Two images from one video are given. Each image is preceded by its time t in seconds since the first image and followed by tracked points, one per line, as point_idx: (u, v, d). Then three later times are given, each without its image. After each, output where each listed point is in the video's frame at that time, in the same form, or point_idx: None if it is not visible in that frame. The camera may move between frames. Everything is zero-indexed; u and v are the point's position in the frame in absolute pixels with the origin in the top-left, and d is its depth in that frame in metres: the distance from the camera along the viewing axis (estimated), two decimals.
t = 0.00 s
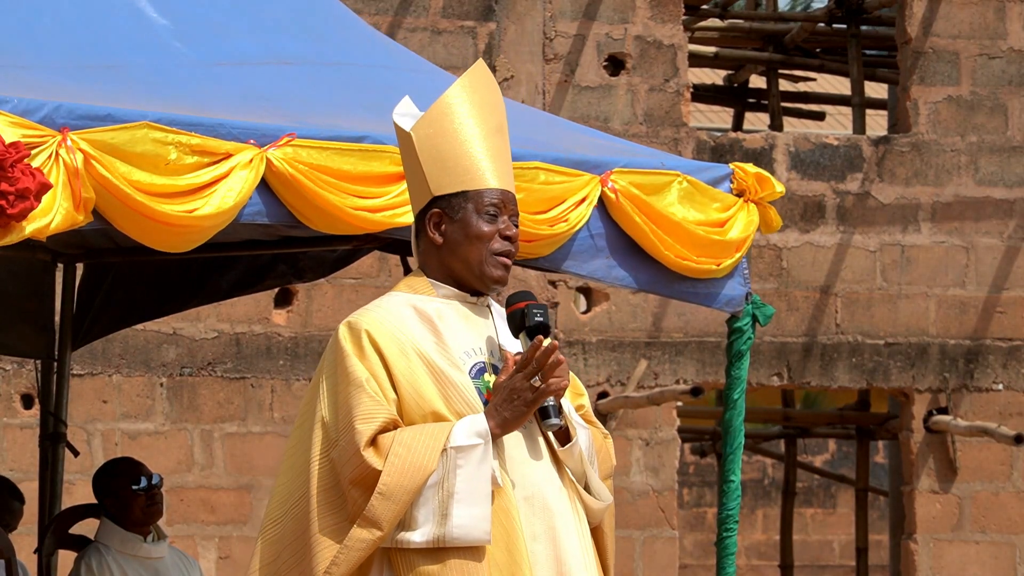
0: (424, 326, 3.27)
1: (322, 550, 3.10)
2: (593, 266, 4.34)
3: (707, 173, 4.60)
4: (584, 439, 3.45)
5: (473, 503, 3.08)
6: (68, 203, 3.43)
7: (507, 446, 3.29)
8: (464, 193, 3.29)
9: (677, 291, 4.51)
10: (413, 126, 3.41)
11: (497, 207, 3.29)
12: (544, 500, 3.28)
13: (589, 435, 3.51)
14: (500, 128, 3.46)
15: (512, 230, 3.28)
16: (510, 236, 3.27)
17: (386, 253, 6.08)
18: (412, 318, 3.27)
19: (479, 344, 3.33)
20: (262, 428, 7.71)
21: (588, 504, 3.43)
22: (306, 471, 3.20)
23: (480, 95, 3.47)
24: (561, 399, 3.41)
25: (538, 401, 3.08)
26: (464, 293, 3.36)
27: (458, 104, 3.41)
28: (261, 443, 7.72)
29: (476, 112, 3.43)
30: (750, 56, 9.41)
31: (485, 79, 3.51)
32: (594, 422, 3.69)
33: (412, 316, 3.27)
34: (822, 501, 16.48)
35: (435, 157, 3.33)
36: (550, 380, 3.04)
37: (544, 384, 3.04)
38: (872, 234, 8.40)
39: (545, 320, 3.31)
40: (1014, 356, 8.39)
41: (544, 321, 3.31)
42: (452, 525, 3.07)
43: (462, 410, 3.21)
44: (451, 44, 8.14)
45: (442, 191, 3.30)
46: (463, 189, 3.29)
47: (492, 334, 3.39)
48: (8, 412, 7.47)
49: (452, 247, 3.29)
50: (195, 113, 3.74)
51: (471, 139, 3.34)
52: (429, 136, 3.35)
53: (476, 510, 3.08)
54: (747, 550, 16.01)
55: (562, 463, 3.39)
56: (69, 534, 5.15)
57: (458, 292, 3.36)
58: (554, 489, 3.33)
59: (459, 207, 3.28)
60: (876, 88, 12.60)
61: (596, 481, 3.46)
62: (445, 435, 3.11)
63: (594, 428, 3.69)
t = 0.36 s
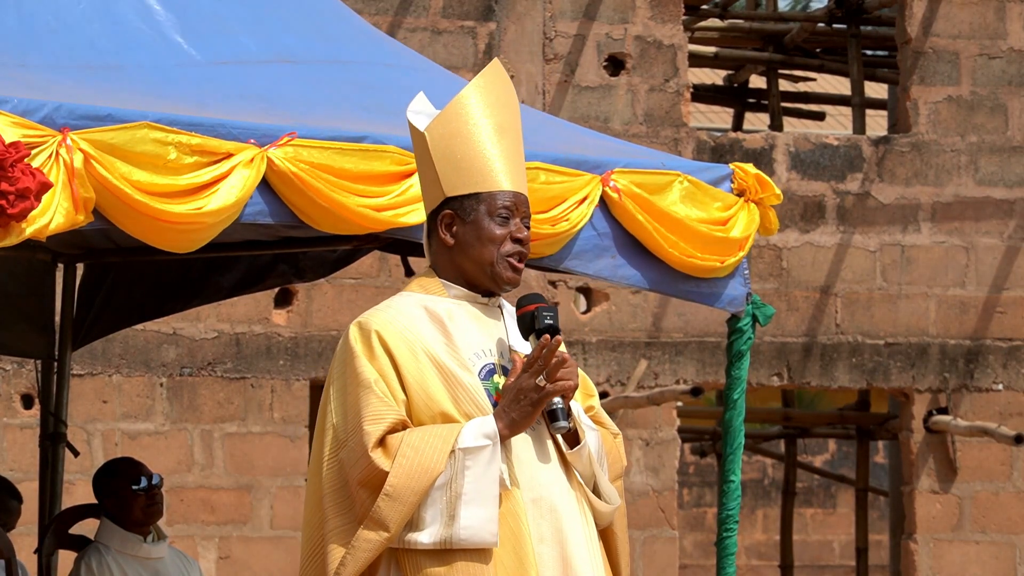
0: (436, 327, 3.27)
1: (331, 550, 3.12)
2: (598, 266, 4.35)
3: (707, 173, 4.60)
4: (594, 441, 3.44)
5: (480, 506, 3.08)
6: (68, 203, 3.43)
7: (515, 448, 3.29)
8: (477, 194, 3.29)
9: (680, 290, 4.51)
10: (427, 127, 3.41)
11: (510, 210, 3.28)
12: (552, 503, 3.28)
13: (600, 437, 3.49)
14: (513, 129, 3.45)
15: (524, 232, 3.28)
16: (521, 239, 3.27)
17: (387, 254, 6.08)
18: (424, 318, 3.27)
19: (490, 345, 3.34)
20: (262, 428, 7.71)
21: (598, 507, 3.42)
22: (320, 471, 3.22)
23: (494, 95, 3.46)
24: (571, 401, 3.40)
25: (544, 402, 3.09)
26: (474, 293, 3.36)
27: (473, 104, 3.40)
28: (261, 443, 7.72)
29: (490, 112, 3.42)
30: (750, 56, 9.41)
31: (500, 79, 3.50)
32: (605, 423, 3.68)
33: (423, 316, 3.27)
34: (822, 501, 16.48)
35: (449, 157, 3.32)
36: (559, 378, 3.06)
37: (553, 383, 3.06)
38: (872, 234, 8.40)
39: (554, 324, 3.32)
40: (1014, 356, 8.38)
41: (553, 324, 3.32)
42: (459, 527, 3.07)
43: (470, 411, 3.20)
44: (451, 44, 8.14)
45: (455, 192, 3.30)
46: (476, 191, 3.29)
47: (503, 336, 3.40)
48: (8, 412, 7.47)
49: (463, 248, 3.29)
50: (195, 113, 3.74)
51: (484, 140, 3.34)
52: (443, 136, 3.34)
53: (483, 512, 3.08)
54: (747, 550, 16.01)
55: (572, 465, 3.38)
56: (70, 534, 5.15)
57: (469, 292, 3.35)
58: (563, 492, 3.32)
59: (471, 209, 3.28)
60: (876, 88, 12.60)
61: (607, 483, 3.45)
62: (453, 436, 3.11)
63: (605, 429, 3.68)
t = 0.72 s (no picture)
0: (446, 328, 3.32)
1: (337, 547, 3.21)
2: (602, 265, 4.33)
3: (708, 173, 4.60)
4: (602, 448, 3.45)
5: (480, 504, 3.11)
6: (68, 202, 3.43)
7: (522, 452, 3.30)
8: (498, 203, 3.33)
9: (682, 289, 4.50)
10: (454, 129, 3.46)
11: (529, 221, 3.32)
12: (556, 508, 3.29)
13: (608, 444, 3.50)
14: (545, 138, 3.48)
15: (542, 246, 3.31)
16: (537, 251, 3.31)
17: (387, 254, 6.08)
18: (434, 318, 3.32)
19: (502, 348, 3.38)
20: (262, 428, 7.71)
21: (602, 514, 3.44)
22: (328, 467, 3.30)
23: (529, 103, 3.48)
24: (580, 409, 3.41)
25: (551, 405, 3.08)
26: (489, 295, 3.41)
27: (503, 110, 3.44)
28: (261, 443, 7.72)
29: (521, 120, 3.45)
30: (750, 56, 9.41)
31: (537, 84, 3.52)
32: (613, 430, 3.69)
33: (433, 316, 3.32)
34: (822, 501, 16.47)
35: (473, 162, 3.37)
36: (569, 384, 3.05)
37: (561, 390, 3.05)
38: (873, 234, 8.41)
39: (567, 334, 3.26)
40: (1014, 356, 8.38)
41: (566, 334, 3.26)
42: (463, 527, 3.11)
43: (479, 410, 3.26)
44: (451, 44, 8.15)
45: (477, 197, 3.35)
46: (498, 199, 3.33)
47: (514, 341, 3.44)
48: (8, 412, 7.47)
49: (480, 254, 3.34)
50: (195, 113, 3.74)
51: (510, 148, 3.37)
52: (469, 141, 3.39)
53: (486, 511, 3.11)
54: (747, 550, 16.01)
55: (578, 471, 3.39)
56: (69, 534, 5.15)
57: (483, 293, 3.41)
58: (568, 498, 3.33)
59: (491, 217, 3.32)
60: (876, 88, 12.61)
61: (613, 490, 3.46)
62: (454, 436, 3.14)
63: (611, 435, 3.70)
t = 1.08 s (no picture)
0: (441, 330, 3.46)
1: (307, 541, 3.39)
2: (607, 264, 4.33)
3: (708, 173, 4.59)
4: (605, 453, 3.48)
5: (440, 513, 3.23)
6: (68, 202, 3.44)
7: (511, 457, 3.41)
8: (501, 211, 3.40)
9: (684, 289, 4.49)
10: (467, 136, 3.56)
11: (527, 233, 3.36)
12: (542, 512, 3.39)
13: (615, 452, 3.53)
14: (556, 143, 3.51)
15: (542, 256, 3.35)
16: (533, 263, 3.35)
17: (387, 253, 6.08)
18: (429, 318, 3.46)
19: (501, 352, 3.49)
20: (261, 428, 7.71)
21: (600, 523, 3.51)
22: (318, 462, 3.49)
23: (538, 105, 3.52)
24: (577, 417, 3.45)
25: (516, 414, 3.13)
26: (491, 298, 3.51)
27: (510, 114, 3.50)
28: (261, 443, 7.71)
29: (531, 124, 3.50)
30: (750, 56, 9.41)
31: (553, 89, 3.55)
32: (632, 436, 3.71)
33: (429, 316, 3.46)
34: (822, 501, 16.47)
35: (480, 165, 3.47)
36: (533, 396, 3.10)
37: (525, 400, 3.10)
38: (873, 234, 8.41)
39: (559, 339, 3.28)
40: (1014, 356, 8.38)
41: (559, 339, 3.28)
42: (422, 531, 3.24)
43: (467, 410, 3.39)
44: (451, 44, 8.15)
45: (482, 203, 3.44)
46: (500, 207, 3.40)
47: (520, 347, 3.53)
48: (8, 412, 7.47)
49: (483, 261, 3.43)
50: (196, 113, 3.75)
51: (515, 155, 3.44)
52: (477, 149, 3.48)
53: (443, 519, 3.22)
54: (746, 550, 16.01)
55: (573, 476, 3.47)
56: (69, 535, 5.16)
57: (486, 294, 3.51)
58: (556, 503, 3.43)
59: (492, 225, 3.40)
60: (876, 88, 12.61)
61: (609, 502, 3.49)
62: (421, 442, 3.27)
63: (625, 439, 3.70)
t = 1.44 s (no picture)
0: (431, 329, 3.49)
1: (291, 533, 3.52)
2: (623, 257, 4.33)
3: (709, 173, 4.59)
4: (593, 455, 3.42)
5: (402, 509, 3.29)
6: (69, 202, 3.44)
7: (487, 457, 3.41)
8: (490, 213, 3.41)
9: (694, 286, 4.48)
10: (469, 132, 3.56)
11: (511, 234, 3.37)
12: (518, 513, 3.38)
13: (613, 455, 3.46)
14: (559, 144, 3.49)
15: (524, 257, 3.35)
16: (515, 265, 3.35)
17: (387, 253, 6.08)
18: (421, 316, 3.49)
19: (491, 351, 3.48)
20: (261, 428, 7.71)
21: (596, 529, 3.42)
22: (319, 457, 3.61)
23: (540, 105, 3.49)
24: (566, 419, 3.38)
25: (476, 413, 3.13)
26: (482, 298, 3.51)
27: (510, 115, 3.47)
28: (261, 443, 7.71)
29: (532, 124, 3.47)
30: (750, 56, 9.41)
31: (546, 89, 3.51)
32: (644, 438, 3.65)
33: (423, 314, 3.50)
34: (822, 501, 16.46)
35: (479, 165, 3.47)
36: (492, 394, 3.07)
37: (486, 399, 3.08)
38: (873, 234, 8.41)
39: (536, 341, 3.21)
40: (1014, 356, 8.38)
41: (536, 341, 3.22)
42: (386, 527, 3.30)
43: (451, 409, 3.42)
44: (451, 44, 8.15)
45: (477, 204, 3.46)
46: (491, 209, 3.41)
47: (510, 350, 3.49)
48: (8, 412, 7.47)
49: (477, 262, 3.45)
50: (196, 113, 3.74)
51: (508, 160, 3.43)
52: (474, 152, 3.49)
53: (402, 515, 3.28)
54: (746, 550, 16.01)
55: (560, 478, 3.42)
56: (70, 535, 5.16)
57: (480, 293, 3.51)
58: (535, 505, 3.39)
59: (483, 226, 3.42)
60: (875, 88, 12.61)
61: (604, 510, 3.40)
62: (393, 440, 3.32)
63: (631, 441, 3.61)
